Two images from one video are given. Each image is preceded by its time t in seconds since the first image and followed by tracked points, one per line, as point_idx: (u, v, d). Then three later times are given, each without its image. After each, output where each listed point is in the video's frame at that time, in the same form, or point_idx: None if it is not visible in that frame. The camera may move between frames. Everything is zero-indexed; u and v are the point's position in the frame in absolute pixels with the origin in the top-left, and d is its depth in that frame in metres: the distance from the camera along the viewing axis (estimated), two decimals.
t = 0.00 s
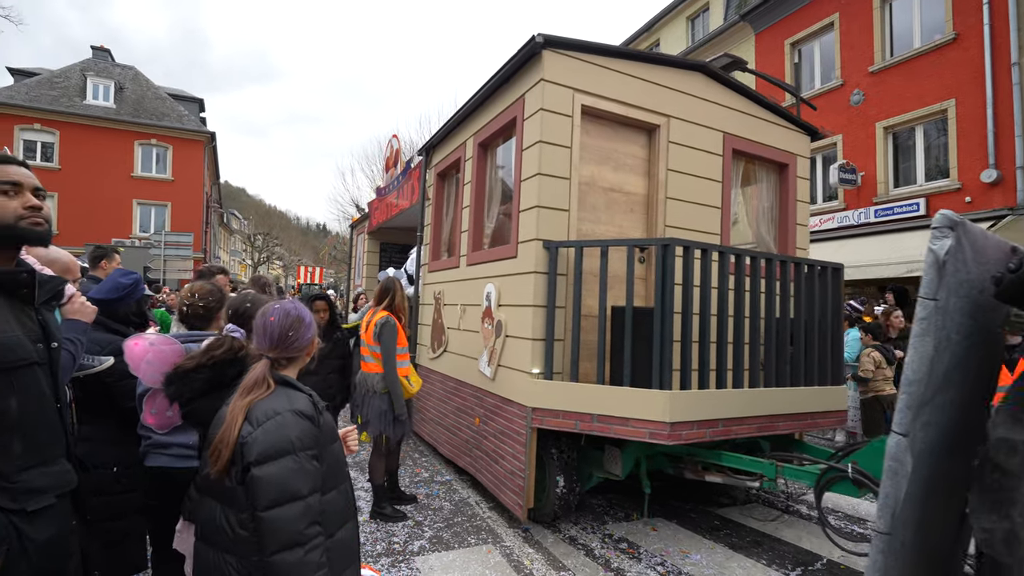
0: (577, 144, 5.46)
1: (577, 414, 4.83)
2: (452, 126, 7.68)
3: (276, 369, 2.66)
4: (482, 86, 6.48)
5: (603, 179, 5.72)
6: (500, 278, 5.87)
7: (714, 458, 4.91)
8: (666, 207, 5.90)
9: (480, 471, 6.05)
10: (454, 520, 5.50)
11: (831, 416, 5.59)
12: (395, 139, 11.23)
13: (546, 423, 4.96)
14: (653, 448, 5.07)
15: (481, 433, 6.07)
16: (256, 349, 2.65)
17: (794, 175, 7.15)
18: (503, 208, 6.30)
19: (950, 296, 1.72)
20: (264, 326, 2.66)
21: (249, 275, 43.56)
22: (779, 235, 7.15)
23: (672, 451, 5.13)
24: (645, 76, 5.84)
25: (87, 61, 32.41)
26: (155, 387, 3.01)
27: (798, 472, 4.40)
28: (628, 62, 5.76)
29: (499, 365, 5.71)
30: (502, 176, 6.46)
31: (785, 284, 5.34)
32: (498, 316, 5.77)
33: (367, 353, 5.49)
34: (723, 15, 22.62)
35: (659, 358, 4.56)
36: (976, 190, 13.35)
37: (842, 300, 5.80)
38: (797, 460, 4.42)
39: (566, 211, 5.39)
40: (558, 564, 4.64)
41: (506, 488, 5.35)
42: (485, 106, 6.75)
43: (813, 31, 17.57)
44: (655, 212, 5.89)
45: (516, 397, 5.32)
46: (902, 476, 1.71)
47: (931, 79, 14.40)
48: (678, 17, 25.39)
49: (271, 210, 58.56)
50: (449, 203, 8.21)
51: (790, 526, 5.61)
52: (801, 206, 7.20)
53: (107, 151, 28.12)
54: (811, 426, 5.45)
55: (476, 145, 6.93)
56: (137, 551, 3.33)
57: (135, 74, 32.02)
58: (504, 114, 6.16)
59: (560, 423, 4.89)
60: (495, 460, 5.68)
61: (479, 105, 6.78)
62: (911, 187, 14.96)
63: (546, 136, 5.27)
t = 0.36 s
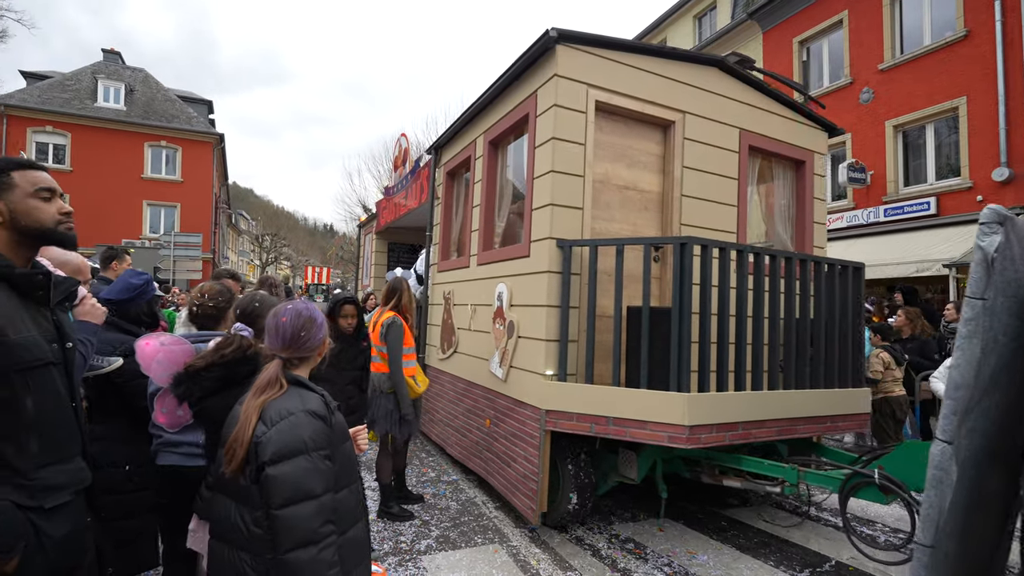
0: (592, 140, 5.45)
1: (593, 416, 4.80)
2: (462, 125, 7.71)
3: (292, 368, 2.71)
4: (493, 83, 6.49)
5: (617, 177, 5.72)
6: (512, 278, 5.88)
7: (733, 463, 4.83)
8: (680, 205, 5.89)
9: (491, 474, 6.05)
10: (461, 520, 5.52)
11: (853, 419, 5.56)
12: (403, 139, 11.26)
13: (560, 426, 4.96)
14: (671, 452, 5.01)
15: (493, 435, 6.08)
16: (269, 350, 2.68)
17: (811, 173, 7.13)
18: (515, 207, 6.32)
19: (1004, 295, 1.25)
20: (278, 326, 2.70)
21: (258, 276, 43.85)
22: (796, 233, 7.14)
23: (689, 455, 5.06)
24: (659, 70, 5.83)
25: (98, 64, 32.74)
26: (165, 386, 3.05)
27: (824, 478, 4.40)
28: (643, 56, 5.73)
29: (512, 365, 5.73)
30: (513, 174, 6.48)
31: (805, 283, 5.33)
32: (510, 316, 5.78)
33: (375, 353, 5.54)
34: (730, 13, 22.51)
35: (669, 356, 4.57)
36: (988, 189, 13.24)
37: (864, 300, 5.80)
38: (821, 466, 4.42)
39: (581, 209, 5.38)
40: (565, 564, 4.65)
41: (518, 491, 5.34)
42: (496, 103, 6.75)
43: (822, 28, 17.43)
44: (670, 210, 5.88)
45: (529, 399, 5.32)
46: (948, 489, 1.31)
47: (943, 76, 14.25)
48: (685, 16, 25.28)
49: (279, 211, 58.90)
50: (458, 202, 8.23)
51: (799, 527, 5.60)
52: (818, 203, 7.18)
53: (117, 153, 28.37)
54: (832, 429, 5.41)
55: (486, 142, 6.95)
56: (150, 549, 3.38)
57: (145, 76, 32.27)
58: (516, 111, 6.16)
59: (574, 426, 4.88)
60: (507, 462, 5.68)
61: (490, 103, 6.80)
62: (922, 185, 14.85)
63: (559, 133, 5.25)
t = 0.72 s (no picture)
0: (605, 138, 5.48)
1: (607, 419, 4.82)
2: (472, 123, 7.76)
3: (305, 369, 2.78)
4: (504, 81, 6.54)
5: (631, 175, 5.75)
6: (523, 279, 5.92)
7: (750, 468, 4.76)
8: (695, 204, 5.91)
9: (502, 477, 6.07)
10: (467, 519, 5.57)
11: (873, 422, 5.59)
12: (411, 139, 11.32)
13: (574, 429, 4.96)
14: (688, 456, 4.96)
15: (504, 437, 6.11)
16: (277, 350, 2.74)
17: (828, 170, 7.13)
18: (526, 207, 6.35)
19: None
20: (289, 325, 2.74)
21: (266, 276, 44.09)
22: (812, 232, 7.13)
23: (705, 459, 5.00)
24: (673, 66, 5.85)
25: (107, 67, 33.04)
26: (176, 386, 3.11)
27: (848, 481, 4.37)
28: (655, 52, 5.76)
29: (523, 367, 5.76)
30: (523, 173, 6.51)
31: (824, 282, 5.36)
32: (521, 316, 5.81)
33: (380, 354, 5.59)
34: (736, 13, 22.49)
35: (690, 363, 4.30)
36: (997, 188, 13.15)
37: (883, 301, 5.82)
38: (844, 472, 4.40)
39: (594, 208, 5.40)
40: (570, 563, 4.69)
41: (530, 493, 5.36)
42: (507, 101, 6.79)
43: (829, 27, 17.36)
44: (684, 209, 5.90)
45: (542, 401, 5.34)
46: (996, 504, 1.11)
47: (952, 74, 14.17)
48: (691, 15, 25.22)
49: (286, 211, 59.22)
50: (467, 202, 8.28)
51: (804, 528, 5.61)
52: (835, 202, 7.17)
53: (126, 154, 28.63)
54: (852, 433, 5.44)
55: (496, 141, 7.00)
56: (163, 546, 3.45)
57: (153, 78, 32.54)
58: (527, 108, 6.20)
59: (588, 429, 4.90)
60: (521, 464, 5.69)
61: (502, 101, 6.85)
62: (930, 185, 14.79)
63: (572, 130, 5.29)
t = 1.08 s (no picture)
0: (618, 134, 5.46)
1: (620, 422, 4.78)
2: (480, 120, 7.74)
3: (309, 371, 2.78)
4: (513, 77, 6.53)
5: (644, 172, 5.72)
6: (534, 278, 5.90)
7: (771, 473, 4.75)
8: (710, 201, 5.89)
9: (513, 481, 6.02)
10: (471, 519, 5.57)
11: (894, 426, 5.56)
12: (418, 137, 11.33)
13: (592, 433, 4.87)
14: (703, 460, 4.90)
15: (514, 440, 6.09)
16: (277, 350, 2.74)
17: (845, 167, 7.10)
18: (536, 205, 6.33)
19: None
20: (289, 325, 2.75)
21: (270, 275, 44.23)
22: (829, 230, 7.10)
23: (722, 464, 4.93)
24: (687, 61, 5.84)
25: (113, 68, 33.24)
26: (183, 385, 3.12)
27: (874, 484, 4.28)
28: (670, 46, 5.75)
29: (534, 369, 5.74)
30: (534, 171, 6.50)
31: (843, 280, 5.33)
32: (532, 316, 5.79)
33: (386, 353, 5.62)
34: (741, 11, 22.41)
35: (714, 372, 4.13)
36: (1005, 187, 13.07)
37: (905, 301, 5.81)
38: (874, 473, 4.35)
39: (607, 206, 5.37)
40: (574, 563, 4.68)
41: (542, 498, 5.29)
42: (517, 98, 6.77)
43: (835, 26, 17.27)
44: (698, 207, 5.88)
45: (553, 404, 5.29)
46: None
47: (960, 72, 14.07)
48: (695, 14, 25.15)
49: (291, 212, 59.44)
50: (475, 200, 8.28)
51: (810, 529, 5.59)
52: (852, 199, 7.14)
53: (132, 155, 28.78)
54: (873, 437, 5.39)
55: (505, 138, 6.99)
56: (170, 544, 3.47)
57: (159, 79, 32.68)
58: (538, 104, 6.17)
59: (602, 432, 4.84)
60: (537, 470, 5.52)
61: (512, 97, 6.83)
62: (937, 185, 14.72)
63: (585, 126, 5.26)
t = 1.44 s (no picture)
0: (633, 128, 5.44)
1: (637, 427, 4.72)
2: (490, 116, 7.77)
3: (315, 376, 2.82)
4: (524, 72, 6.54)
5: (659, 167, 5.71)
6: (546, 277, 5.91)
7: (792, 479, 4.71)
8: (726, 198, 5.90)
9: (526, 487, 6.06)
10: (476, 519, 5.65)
11: (917, 430, 5.53)
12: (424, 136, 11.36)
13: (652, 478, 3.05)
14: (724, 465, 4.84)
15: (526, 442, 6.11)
16: (278, 350, 2.78)
17: (861, 163, 7.15)
18: (546, 204, 6.36)
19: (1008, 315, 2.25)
20: (287, 327, 2.80)
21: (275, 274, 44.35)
22: (848, 228, 7.19)
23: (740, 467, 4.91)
24: (705, 54, 5.86)
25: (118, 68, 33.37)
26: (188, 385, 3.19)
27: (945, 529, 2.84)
28: (686, 38, 5.78)
29: (545, 370, 5.81)
30: (544, 169, 6.52)
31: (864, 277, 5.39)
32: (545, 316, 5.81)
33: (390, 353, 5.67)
34: (745, 10, 22.35)
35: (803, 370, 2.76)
36: (1012, 187, 13.03)
37: (930, 300, 5.85)
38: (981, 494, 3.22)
39: (622, 203, 5.37)
40: (579, 564, 4.77)
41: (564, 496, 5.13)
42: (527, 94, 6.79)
43: (839, 24, 17.24)
44: (715, 204, 5.90)
45: (567, 406, 5.29)
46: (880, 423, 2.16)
47: (966, 70, 14.01)
48: (699, 13, 25.13)
49: (294, 211, 59.62)
50: (484, 199, 8.31)
51: (816, 530, 5.65)
52: (868, 196, 7.18)
53: (138, 155, 28.90)
54: (896, 441, 5.35)
55: (516, 133, 6.99)
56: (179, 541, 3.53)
57: (164, 79, 32.80)
58: (551, 98, 6.18)
59: (618, 437, 4.80)
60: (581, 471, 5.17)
61: (523, 93, 6.85)
62: (943, 184, 14.69)
63: (599, 119, 5.26)
